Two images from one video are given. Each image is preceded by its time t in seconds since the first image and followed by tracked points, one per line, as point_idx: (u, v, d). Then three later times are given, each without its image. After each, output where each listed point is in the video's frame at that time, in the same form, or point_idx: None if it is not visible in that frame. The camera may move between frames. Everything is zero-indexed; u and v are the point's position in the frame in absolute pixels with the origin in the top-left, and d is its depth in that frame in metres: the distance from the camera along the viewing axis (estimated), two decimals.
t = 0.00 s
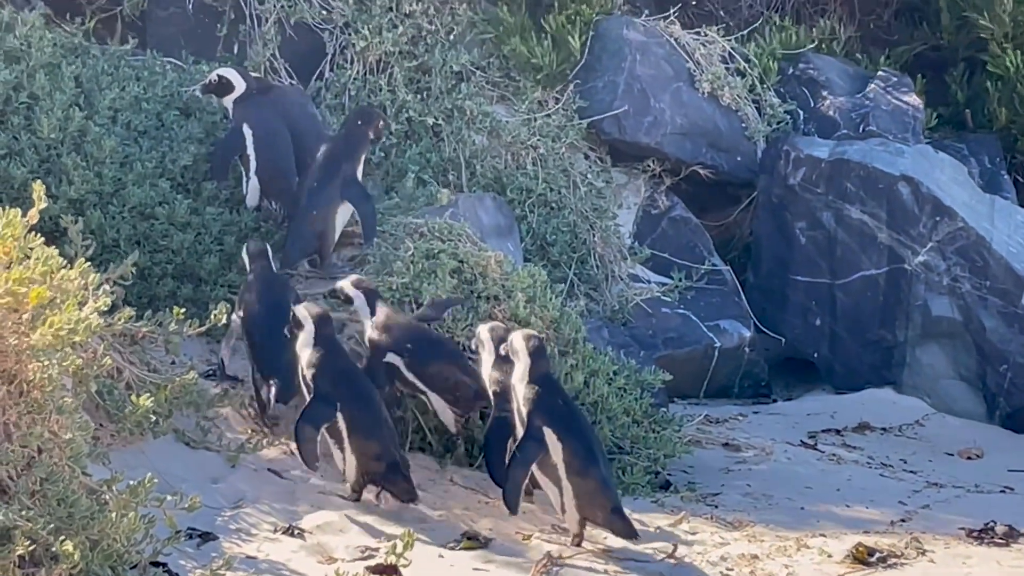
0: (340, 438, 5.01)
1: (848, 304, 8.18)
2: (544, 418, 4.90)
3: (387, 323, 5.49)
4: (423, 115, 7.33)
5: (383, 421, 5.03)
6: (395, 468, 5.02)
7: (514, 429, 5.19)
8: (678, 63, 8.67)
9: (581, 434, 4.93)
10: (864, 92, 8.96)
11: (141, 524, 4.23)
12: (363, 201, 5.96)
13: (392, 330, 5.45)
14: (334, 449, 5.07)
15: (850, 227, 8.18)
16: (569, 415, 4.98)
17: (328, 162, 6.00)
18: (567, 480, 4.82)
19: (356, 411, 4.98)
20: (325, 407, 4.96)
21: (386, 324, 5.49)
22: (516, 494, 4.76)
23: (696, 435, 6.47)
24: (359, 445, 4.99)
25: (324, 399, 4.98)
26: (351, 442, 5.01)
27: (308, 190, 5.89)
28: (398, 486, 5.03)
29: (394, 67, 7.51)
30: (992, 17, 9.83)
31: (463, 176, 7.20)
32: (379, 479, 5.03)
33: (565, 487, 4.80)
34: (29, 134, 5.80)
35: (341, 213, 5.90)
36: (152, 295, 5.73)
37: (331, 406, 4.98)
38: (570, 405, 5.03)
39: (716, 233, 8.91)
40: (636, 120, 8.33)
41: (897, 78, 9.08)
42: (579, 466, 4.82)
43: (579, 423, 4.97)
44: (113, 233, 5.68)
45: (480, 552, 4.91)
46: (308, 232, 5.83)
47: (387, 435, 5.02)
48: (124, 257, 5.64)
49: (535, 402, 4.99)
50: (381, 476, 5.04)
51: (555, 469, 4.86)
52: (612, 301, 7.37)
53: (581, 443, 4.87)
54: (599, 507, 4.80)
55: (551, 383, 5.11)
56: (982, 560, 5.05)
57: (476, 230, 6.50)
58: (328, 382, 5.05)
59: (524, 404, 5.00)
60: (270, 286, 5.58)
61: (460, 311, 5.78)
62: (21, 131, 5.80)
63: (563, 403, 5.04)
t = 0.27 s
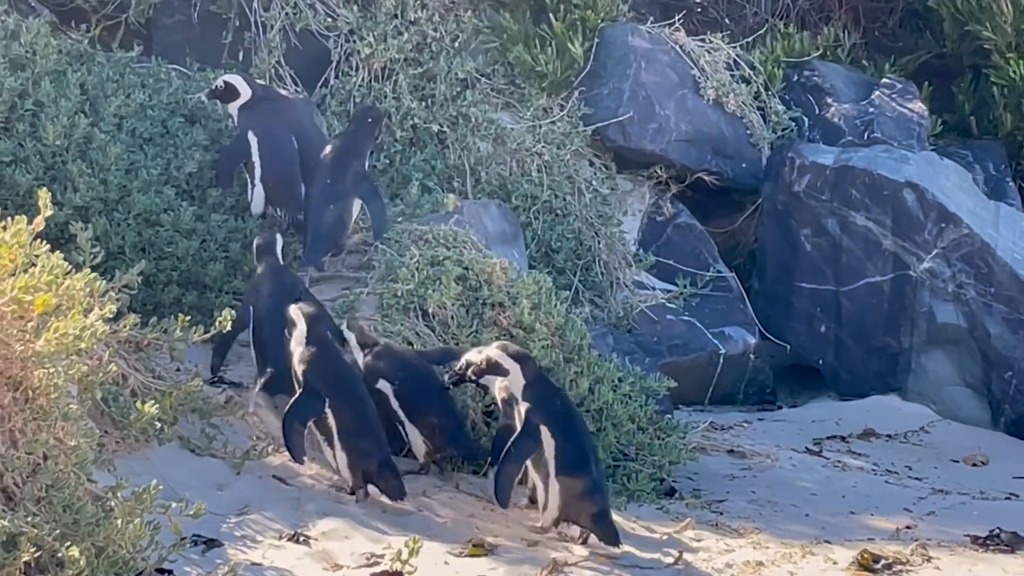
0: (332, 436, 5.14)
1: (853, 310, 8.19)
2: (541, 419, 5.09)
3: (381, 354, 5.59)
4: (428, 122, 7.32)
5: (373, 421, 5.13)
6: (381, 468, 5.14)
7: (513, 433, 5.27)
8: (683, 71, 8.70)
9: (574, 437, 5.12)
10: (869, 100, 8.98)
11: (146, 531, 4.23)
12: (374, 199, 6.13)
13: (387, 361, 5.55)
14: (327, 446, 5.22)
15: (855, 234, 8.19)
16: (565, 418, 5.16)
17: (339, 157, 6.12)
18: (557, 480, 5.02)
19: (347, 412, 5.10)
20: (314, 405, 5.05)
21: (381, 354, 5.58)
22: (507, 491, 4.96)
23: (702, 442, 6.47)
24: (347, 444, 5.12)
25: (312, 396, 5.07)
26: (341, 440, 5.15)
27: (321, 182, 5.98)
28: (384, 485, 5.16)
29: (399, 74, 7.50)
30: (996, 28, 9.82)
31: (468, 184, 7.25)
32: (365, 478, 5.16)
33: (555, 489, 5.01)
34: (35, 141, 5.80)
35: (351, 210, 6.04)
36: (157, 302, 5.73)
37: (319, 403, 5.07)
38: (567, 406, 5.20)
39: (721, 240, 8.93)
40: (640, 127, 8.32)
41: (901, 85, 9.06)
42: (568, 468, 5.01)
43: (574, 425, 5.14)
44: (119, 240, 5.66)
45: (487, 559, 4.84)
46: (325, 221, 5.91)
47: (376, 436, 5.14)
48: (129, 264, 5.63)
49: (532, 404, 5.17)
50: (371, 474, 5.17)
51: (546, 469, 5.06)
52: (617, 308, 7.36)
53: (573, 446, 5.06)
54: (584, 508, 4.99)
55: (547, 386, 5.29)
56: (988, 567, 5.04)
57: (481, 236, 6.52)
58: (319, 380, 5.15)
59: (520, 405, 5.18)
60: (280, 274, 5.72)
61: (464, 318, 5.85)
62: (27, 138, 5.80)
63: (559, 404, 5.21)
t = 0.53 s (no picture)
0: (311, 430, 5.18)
1: (860, 315, 8.19)
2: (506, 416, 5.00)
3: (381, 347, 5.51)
4: (435, 126, 7.33)
5: (354, 414, 5.15)
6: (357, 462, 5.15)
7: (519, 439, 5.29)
8: (690, 75, 8.68)
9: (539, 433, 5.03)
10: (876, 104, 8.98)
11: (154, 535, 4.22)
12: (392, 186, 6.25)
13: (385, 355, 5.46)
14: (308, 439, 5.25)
15: (862, 239, 8.19)
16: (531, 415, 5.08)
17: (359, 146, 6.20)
18: (523, 478, 4.92)
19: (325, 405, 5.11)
20: (298, 398, 5.14)
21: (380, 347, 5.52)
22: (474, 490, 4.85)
23: (709, 446, 6.47)
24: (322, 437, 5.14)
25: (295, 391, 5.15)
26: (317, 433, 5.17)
27: (341, 175, 6.02)
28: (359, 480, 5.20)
29: (406, 77, 7.52)
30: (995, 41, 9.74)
31: (475, 188, 7.26)
32: (344, 471, 5.17)
33: (520, 486, 4.92)
34: (42, 145, 5.79)
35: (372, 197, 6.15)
36: (164, 305, 5.74)
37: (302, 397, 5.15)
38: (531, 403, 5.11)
39: (728, 244, 8.92)
40: (647, 131, 8.31)
41: (908, 89, 9.08)
42: (533, 464, 4.92)
43: (539, 421, 5.05)
44: (126, 243, 5.67)
45: (495, 563, 4.82)
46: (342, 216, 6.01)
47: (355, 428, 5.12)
48: (137, 268, 5.64)
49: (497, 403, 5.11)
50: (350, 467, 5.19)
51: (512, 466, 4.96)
52: (624, 312, 7.36)
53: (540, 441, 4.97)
54: (552, 505, 4.94)
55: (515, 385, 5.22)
56: (997, 569, 5.03)
57: (488, 240, 6.52)
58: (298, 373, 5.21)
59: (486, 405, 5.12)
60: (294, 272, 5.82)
61: (471, 321, 5.81)
62: (34, 142, 5.79)
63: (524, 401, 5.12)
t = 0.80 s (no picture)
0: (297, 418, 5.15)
1: (867, 318, 8.20)
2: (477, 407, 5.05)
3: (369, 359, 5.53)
4: (442, 128, 7.35)
5: (338, 400, 5.13)
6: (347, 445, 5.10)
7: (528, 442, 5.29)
8: (698, 78, 8.69)
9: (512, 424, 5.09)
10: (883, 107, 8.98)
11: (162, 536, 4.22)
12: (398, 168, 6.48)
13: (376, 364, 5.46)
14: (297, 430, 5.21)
15: (869, 241, 8.20)
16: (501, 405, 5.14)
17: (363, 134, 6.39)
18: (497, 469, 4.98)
19: (304, 388, 5.12)
20: (278, 388, 5.19)
21: (369, 358, 5.54)
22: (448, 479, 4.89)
23: (715, 448, 6.48)
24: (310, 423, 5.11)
25: (276, 379, 5.20)
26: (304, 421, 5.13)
27: (352, 152, 6.25)
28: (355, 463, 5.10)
29: (413, 80, 7.55)
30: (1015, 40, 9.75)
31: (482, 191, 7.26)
32: (336, 458, 5.11)
33: (494, 477, 4.97)
34: (50, 147, 5.80)
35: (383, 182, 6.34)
36: (172, 308, 5.76)
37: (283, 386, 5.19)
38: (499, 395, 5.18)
39: (735, 246, 8.93)
40: (655, 133, 8.32)
41: (915, 93, 9.08)
42: (507, 453, 4.98)
43: (507, 412, 5.12)
44: (134, 245, 5.69)
45: (502, 564, 4.83)
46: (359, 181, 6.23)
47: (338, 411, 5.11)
48: (145, 270, 5.66)
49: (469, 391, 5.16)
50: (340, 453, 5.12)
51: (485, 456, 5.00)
52: (630, 314, 7.40)
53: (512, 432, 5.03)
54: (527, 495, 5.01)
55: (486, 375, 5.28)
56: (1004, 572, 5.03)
57: (495, 243, 6.55)
58: (279, 364, 5.24)
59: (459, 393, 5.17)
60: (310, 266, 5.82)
61: (479, 323, 5.83)
62: (43, 144, 5.81)
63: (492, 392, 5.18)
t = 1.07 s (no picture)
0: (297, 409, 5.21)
1: (875, 319, 8.20)
2: (437, 401, 5.24)
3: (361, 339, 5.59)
4: (450, 129, 7.38)
5: (341, 398, 5.18)
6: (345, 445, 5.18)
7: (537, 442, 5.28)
8: (705, 79, 8.71)
9: (472, 417, 5.30)
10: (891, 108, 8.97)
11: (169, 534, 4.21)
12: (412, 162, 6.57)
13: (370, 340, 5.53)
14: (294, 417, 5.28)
15: (877, 243, 8.20)
16: (463, 398, 5.33)
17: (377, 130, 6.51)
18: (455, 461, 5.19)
19: (310, 385, 5.15)
20: (279, 377, 5.18)
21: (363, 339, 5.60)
22: (408, 474, 5.08)
23: (723, 449, 6.48)
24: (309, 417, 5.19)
25: (278, 368, 5.19)
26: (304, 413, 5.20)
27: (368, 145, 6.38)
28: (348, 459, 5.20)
29: (422, 81, 7.57)
30: None
31: (491, 191, 7.27)
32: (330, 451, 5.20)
33: (450, 469, 5.19)
34: (59, 147, 5.81)
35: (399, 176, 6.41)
36: (180, 307, 5.76)
37: (286, 375, 5.19)
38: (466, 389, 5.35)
39: (743, 248, 8.94)
40: (662, 134, 8.33)
41: (923, 94, 9.04)
42: (467, 449, 5.19)
43: (471, 406, 5.31)
44: (143, 245, 5.70)
45: (510, 564, 4.81)
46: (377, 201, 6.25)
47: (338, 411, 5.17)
48: (154, 270, 5.67)
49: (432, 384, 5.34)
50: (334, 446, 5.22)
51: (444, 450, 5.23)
52: (639, 315, 7.36)
53: (474, 427, 5.24)
54: (483, 488, 5.19)
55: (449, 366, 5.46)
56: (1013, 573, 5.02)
57: (503, 242, 6.56)
58: (286, 355, 5.22)
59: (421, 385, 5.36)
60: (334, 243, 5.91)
61: (486, 323, 5.85)
62: (51, 143, 5.81)
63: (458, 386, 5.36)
